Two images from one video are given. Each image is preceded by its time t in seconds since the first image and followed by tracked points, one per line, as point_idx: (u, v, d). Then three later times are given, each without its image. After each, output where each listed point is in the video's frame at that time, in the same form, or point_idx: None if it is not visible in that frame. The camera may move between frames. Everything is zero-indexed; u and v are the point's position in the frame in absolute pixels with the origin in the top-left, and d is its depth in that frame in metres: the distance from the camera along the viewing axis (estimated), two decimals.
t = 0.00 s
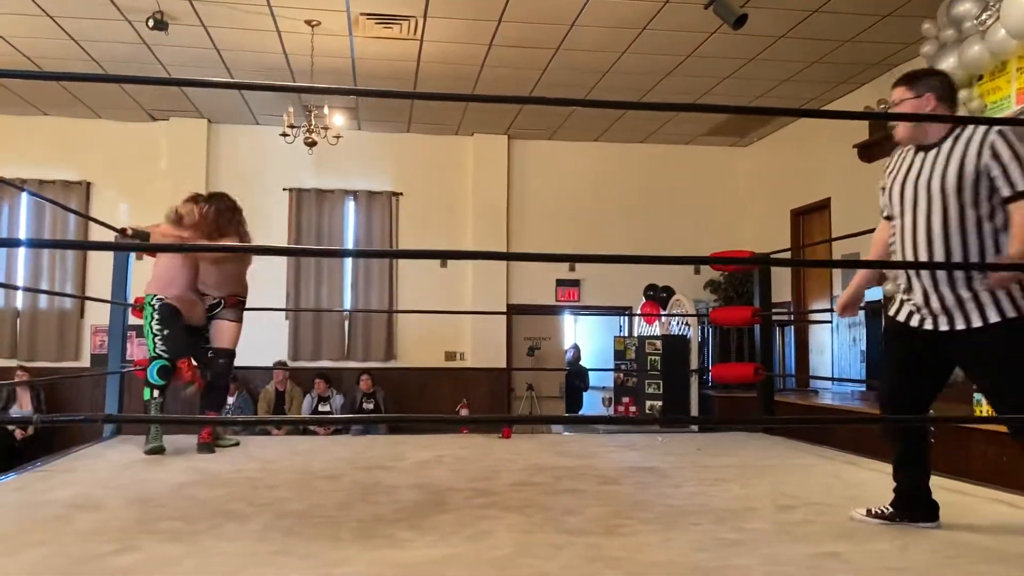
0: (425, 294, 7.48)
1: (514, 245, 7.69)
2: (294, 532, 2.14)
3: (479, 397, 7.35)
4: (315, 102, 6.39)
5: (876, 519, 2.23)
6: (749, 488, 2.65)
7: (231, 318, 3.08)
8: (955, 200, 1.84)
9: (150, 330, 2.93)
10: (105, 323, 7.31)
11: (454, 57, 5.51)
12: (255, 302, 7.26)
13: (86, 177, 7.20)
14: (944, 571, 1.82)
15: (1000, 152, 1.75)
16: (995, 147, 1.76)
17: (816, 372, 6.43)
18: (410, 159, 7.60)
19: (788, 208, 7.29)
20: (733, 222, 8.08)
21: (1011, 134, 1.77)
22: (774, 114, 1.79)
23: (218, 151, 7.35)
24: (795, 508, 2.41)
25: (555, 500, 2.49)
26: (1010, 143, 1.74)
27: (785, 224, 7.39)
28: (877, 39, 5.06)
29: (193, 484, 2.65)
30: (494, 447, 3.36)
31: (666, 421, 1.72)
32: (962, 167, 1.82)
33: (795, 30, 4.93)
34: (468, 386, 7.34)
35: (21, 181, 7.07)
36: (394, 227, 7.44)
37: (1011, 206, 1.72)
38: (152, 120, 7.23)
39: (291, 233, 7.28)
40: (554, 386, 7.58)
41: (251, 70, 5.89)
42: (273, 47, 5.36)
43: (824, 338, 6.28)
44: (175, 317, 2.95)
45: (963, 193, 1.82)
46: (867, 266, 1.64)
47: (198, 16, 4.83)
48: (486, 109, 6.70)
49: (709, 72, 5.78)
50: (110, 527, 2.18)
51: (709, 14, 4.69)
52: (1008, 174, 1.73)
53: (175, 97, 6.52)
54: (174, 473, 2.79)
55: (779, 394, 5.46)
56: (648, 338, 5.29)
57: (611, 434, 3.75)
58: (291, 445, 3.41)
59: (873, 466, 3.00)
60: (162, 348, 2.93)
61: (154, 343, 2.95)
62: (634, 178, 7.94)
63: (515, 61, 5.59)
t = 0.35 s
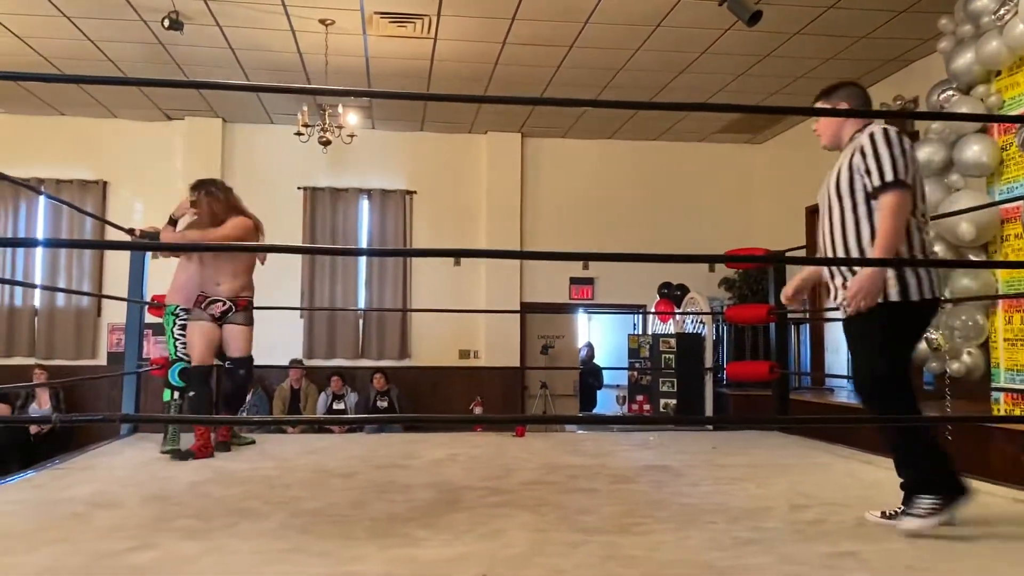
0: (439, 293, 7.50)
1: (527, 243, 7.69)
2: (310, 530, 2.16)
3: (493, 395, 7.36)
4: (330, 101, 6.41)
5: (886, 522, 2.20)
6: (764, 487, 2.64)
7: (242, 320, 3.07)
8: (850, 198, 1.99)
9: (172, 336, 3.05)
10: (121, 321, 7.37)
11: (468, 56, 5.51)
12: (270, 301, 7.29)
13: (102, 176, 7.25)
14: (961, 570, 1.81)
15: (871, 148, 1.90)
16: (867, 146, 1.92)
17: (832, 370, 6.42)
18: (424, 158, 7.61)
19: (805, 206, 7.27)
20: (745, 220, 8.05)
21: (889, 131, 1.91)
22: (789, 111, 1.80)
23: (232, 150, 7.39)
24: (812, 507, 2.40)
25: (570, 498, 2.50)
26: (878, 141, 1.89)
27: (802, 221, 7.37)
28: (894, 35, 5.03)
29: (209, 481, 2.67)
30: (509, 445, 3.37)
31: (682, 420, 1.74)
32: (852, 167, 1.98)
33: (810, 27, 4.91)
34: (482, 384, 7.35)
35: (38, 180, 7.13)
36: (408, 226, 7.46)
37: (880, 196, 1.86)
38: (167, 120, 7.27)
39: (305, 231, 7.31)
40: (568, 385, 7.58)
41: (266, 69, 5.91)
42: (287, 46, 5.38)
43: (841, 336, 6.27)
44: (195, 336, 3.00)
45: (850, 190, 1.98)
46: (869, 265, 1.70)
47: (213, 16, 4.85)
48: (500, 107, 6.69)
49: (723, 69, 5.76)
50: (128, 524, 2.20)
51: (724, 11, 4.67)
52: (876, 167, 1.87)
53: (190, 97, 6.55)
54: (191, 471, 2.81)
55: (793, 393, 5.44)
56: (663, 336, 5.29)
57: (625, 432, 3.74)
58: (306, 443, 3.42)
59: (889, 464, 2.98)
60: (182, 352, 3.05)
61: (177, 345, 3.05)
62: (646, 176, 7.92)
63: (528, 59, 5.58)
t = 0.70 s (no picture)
0: (452, 291, 7.52)
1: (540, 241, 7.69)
2: (325, 528, 2.16)
3: (506, 393, 7.37)
4: (343, 100, 6.43)
5: (705, 506, 2.34)
6: (779, 486, 2.63)
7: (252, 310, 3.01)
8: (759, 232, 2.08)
9: (187, 335, 3.07)
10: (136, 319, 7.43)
11: (481, 54, 5.51)
12: (285, 299, 7.34)
13: (118, 176, 7.30)
14: (976, 570, 1.80)
15: (770, 188, 1.97)
16: (767, 185, 1.99)
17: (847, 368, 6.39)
18: (437, 157, 7.62)
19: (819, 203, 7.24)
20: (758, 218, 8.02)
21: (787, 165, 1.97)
22: (805, 106, 1.80)
23: (247, 150, 7.43)
24: (827, 506, 2.39)
25: (584, 497, 2.49)
26: (774, 181, 1.96)
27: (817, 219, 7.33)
28: (910, 31, 4.99)
29: (225, 479, 2.69)
30: (522, 443, 3.37)
31: (697, 418, 1.75)
32: (758, 200, 2.04)
33: (824, 23, 4.88)
34: (495, 382, 7.36)
35: (56, 179, 7.19)
36: (422, 224, 7.47)
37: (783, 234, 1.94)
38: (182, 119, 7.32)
39: (319, 230, 7.34)
40: (581, 383, 7.58)
41: (279, 69, 5.94)
42: (301, 45, 5.40)
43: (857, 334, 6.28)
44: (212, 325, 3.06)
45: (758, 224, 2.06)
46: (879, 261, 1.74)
47: (227, 15, 4.87)
48: (513, 105, 6.69)
49: (737, 66, 5.74)
50: (145, 521, 2.21)
51: (738, 8, 4.65)
52: (776, 208, 1.95)
53: (205, 97, 6.59)
54: (206, 469, 2.83)
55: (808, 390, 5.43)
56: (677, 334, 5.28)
57: (640, 430, 3.74)
58: (321, 441, 3.43)
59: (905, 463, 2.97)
60: (197, 350, 3.06)
61: (189, 342, 3.07)
62: (658, 173, 7.90)
63: (541, 56, 5.58)
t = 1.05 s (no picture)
0: (466, 289, 7.53)
1: (553, 239, 7.69)
2: (339, 526, 2.17)
3: (520, 391, 7.38)
4: (357, 100, 6.45)
5: (718, 507, 2.32)
6: (793, 485, 2.62)
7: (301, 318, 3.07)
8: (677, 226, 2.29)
9: (203, 334, 3.10)
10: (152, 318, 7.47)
11: (494, 53, 5.52)
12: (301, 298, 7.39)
13: (134, 175, 7.35)
14: (992, 571, 1.79)
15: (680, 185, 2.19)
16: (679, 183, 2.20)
17: (862, 366, 6.36)
18: (449, 155, 7.63)
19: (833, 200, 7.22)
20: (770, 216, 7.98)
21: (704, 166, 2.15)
22: (821, 104, 1.79)
23: (261, 149, 7.46)
24: (842, 505, 2.38)
25: (597, 496, 2.49)
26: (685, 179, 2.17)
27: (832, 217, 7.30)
28: (926, 27, 4.96)
29: (239, 477, 2.70)
30: (536, 442, 3.37)
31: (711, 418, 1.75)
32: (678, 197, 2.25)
33: (839, 20, 4.86)
34: (509, 381, 7.38)
35: (72, 179, 7.25)
36: (435, 223, 7.49)
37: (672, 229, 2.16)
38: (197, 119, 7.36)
39: (333, 229, 7.37)
40: (594, 382, 7.57)
41: (293, 68, 5.96)
42: (314, 45, 5.42)
43: (872, 332, 6.25)
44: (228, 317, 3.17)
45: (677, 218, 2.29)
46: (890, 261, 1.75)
47: (241, 16, 4.89)
48: (526, 104, 6.68)
49: (752, 64, 5.72)
50: (161, 519, 2.23)
51: (752, 5, 4.64)
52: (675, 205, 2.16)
53: (219, 97, 6.62)
54: (221, 467, 2.84)
55: (823, 389, 5.42)
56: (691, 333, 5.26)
57: (653, 429, 3.73)
58: (335, 440, 3.44)
59: (921, 463, 2.95)
60: (213, 350, 3.08)
61: (205, 343, 3.10)
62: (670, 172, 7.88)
63: (554, 55, 5.58)
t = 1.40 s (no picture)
0: (478, 288, 7.54)
1: (565, 238, 7.69)
2: (352, 525, 2.18)
3: (533, 390, 7.38)
4: (370, 99, 6.46)
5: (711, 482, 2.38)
6: (807, 485, 2.61)
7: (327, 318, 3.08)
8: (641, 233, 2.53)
9: (216, 333, 3.14)
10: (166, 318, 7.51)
11: (506, 52, 5.52)
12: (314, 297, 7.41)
13: (148, 175, 7.40)
14: (1008, 572, 1.77)
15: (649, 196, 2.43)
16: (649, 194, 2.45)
17: (877, 366, 6.33)
18: (462, 154, 7.64)
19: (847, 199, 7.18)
20: (783, 215, 7.95)
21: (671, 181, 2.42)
22: (834, 103, 1.79)
23: (275, 149, 7.49)
24: (856, 506, 2.36)
25: (609, 496, 2.49)
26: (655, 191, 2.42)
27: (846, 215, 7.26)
28: (942, 24, 4.93)
29: (253, 476, 2.71)
30: (549, 442, 3.37)
31: (722, 416, 1.78)
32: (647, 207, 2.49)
33: (854, 18, 4.83)
34: (521, 380, 7.38)
35: (87, 179, 7.31)
36: (448, 222, 7.49)
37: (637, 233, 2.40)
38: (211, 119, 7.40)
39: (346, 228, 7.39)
40: (607, 381, 7.55)
41: (306, 68, 5.98)
42: (327, 45, 5.43)
43: (886, 332, 6.22)
44: (240, 316, 3.19)
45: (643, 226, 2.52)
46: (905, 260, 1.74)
47: (255, 16, 4.91)
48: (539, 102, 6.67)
49: (765, 62, 5.69)
50: (175, 517, 2.24)
51: (766, 3, 4.62)
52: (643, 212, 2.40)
53: (233, 97, 6.66)
54: (235, 466, 2.86)
55: (838, 389, 5.38)
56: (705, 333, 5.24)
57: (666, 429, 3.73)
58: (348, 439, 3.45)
59: (936, 463, 2.93)
60: (226, 348, 3.10)
61: (219, 342, 3.13)
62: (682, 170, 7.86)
63: (567, 54, 5.58)
